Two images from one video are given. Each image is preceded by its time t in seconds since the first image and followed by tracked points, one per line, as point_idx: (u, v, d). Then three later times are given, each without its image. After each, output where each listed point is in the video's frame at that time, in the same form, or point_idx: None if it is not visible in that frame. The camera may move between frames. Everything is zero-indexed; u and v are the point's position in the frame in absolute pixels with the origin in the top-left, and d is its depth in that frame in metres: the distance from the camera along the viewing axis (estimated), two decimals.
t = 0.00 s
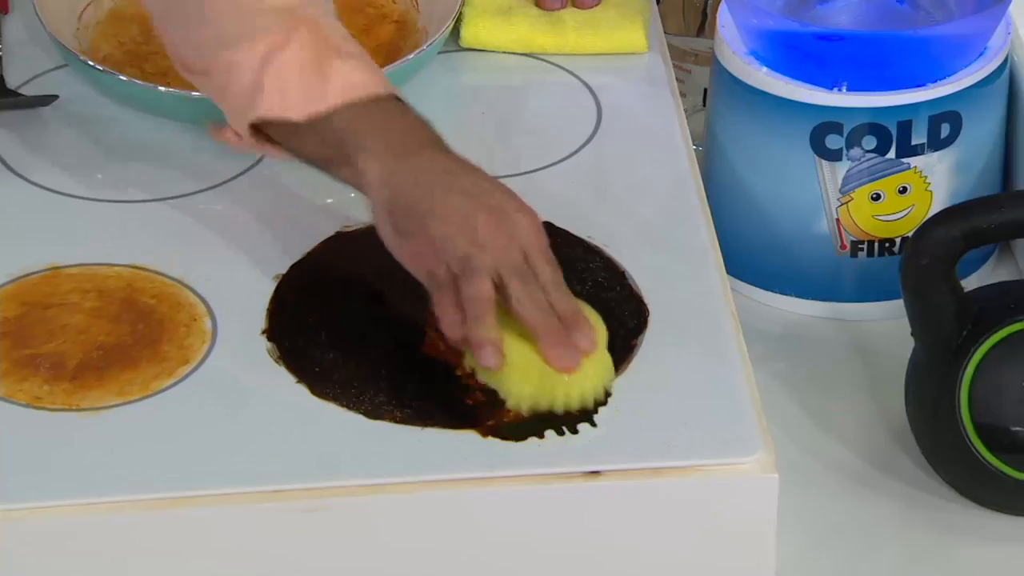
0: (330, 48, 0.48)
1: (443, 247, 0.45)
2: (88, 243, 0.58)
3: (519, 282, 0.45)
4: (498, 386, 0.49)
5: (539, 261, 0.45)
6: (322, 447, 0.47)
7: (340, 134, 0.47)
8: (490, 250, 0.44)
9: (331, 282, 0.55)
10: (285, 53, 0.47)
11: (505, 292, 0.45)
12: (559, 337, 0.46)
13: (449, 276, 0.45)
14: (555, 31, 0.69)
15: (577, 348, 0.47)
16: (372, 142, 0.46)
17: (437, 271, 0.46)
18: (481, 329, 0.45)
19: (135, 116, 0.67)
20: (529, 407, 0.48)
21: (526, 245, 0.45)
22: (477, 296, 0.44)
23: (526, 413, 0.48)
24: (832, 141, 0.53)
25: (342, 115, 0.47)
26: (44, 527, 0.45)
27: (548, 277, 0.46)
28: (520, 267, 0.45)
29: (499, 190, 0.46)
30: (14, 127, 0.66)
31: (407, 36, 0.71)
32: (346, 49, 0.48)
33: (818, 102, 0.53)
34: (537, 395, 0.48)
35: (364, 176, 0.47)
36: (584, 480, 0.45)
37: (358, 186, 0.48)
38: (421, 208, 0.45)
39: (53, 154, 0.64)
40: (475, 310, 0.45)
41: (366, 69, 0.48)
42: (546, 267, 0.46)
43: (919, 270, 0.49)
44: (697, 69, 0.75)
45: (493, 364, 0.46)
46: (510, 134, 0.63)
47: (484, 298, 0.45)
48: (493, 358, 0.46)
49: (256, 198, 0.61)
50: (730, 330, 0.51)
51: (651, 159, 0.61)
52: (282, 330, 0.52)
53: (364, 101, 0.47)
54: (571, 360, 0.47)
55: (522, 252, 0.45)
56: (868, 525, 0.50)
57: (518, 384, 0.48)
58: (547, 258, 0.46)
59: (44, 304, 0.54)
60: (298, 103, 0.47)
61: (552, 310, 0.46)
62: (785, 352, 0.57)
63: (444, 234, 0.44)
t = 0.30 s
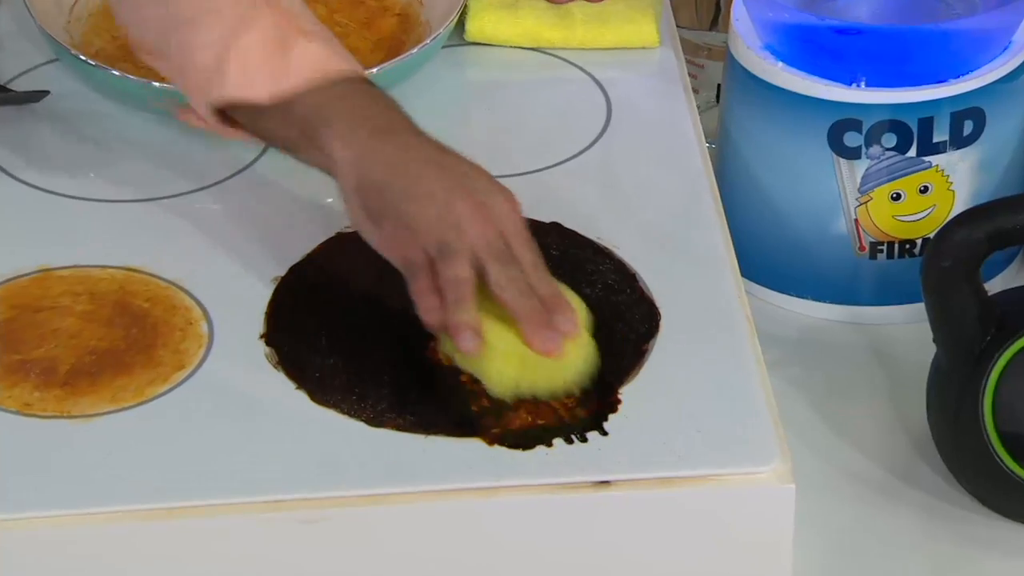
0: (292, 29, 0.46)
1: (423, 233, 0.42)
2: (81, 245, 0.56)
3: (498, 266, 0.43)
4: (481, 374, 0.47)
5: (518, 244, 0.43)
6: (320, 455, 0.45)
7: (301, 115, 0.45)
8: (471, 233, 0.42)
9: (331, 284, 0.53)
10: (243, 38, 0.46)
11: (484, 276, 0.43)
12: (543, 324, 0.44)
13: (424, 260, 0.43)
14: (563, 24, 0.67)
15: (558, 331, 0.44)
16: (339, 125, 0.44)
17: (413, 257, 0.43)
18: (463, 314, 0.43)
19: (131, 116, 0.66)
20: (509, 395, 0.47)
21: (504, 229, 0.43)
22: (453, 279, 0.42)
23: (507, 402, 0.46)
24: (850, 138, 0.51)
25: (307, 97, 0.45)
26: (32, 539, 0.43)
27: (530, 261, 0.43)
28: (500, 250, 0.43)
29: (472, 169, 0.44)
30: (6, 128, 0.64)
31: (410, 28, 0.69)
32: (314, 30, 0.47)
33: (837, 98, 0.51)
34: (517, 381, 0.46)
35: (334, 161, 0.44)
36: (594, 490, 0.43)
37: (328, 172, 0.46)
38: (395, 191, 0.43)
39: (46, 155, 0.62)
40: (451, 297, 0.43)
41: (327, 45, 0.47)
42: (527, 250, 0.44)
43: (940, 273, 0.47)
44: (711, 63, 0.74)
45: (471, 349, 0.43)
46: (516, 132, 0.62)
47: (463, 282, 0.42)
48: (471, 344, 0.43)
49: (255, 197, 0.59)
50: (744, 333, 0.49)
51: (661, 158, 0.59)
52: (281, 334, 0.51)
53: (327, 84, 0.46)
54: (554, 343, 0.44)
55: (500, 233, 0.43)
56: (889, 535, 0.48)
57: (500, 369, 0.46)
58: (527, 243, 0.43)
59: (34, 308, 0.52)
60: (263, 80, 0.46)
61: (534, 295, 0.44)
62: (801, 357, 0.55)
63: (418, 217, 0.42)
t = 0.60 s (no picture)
0: None
1: (385, 209, 0.41)
2: (74, 247, 0.54)
3: (467, 245, 0.42)
4: (445, 356, 0.46)
5: (485, 221, 0.42)
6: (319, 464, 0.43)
7: (264, 87, 0.43)
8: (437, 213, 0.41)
9: (333, 287, 0.51)
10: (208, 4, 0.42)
11: (449, 253, 0.42)
12: (507, 301, 0.44)
13: (389, 242, 0.41)
14: (572, 17, 0.66)
15: (523, 310, 0.44)
16: (305, 101, 0.42)
17: (375, 234, 0.42)
18: (427, 295, 0.42)
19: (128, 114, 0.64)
20: (478, 378, 0.46)
21: (469, 204, 0.42)
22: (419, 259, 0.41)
23: (474, 385, 0.46)
24: (868, 136, 0.50)
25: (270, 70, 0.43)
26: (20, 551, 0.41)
27: (496, 237, 0.43)
28: (466, 227, 0.42)
29: (434, 144, 0.43)
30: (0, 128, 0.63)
31: (414, 21, 0.67)
32: None
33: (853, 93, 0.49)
34: (486, 365, 0.46)
35: (293, 134, 0.43)
36: (604, 501, 0.41)
37: (287, 146, 0.43)
38: (359, 165, 0.41)
39: (40, 155, 0.61)
40: (415, 275, 0.42)
41: (288, 15, 0.44)
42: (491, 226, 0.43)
43: (963, 275, 0.45)
44: (724, 57, 0.72)
45: (437, 326, 0.44)
46: (523, 129, 0.60)
47: (428, 263, 0.42)
48: (437, 322, 0.44)
49: (255, 197, 0.57)
50: (759, 337, 0.47)
51: (673, 157, 0.57)
52: (280, 339, 0.49)
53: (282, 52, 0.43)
54: (516, 322, 0.44)
55: (466, 209, 0.42)
56: (910, 548, 0.46)
57: (467, 351, 0.45)
58: (493, 219, 0.43)
59: (24, 311, 0.50)
60: (218, 43, 0.43)
61: (502, 275, 0.43)
62: (818, 364, 0.53)
63: (386, 200, 0.41)
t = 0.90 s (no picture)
0: None
1: (363, 190, 0.44)
2: (71, 247, 0.53)
3: (444, 227, 0.44)
4: (424, 340, 0.47)
5: (467, 207, 0.45)
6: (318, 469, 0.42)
7: (248, 72, 0.47)
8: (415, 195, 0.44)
9: (335, 289, 0.50)
10: None
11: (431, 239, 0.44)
12: (489, 288, 0.44)
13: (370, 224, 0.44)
14: (582, 11, 0.64)
15: (505, 296, 0.44)
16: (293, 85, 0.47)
17: (360, 219, 0.45)
18: (409, 279, 0.43)
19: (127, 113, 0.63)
20: (456, 360, 0.46)
21: (453, 190, 0.44)
22: (399, 241, 0.43)
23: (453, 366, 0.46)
24: (887, 133, 0.48)
25: (240, 41, 0.48)
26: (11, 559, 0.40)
27: (476, 223, 0.45)
28: (445, 210, 0.45)
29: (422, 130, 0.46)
30: None
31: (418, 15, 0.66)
32: None
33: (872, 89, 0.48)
34: (467, 348, 0.46)
35: (274, 114, 0.47)
36: (613, 509, 0.40)
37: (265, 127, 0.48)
38: (336, 147, 0.45)
39: (36, 153, 0.59)
40: (395, 263, 0.44)
41: None
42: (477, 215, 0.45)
43: (985, 277, 0.44)
44: (738, 52, 0.70)
45: (417, 314, 0.43)
46: (530, 125, 0.59)
47: (408, 244, 0.43)
48: (417, 309, 0.43)
49: (257, 196, 0.56)
50: (774, 339, 0.46)
51: (685, 154, 0.56)
52: (281, 341, 0.47)
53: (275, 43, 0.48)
54: (500, 311, 0.44)
55: (450, 197, 0.45)
56: (932, 557, 0.44)
57: (448, 335, 0.46)
58: (475, 204, 0.45)
59: (18, 313, 0.49)
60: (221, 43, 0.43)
61: (478, 257, 0.44)
62: (833, 368, 0.52)
63: (367, 179, 0.44)
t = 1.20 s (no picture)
0: None
1: (368, 200, 0.43)
2: (75, 249, 0.53)
3: (445, 239, 0.43)
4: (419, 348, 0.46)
5: (468, 216, 0.44)
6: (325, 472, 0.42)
7: (240, 67, 0.46)
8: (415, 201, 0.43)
9: (343, 292, 0.50)
10: None
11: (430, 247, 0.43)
12: (489, 301, 0.43)
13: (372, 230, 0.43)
14: (588, 12, 0.64)
15: (504, 313, 0.43)
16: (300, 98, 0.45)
17: (362, 224, 0.44)
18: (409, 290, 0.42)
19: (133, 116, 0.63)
20: (450, 372, 0.46)
21: (456, 200, 0.43)
22: (400, 252, 0.42)
23: (447, 377, 0.46)
24: (896, 134, 0.48)
25: (234, 46, 0.46)
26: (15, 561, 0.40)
27: (477, 235, 0.44)
28: (447, 220, 0.43)
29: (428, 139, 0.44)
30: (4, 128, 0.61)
31: (426, 17, 0.66)
32: None
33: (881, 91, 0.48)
34: (460, 359, 0.45)
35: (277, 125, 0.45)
36: (623, 512, 0.40)
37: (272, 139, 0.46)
38: (344, 159, 0.43)
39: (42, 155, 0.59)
40: (396, 271, 0.43)
41: None
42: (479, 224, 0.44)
43: (995, 281, 0.43)
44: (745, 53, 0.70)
45: (412, 321, 0.43)
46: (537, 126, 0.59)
47: (410, 255, 0.42)
48: (413, 318, 0.43)
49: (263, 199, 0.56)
50: (783, 342, 0.46)
51: (692, 156, 0.56)
52: (288, 344, 0.47)
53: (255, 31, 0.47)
54: (498, 326, 0.43)
55: (452, 206, 0.43)
56: (941, 560, 0.44)
57: (441, 346, 0.45)
58: (479, 214, 0.44)
59: (25, 314, 0.49)
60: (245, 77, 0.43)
61: (479, 271, 0.43)
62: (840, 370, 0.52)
63: (367, 187, 0.43)
